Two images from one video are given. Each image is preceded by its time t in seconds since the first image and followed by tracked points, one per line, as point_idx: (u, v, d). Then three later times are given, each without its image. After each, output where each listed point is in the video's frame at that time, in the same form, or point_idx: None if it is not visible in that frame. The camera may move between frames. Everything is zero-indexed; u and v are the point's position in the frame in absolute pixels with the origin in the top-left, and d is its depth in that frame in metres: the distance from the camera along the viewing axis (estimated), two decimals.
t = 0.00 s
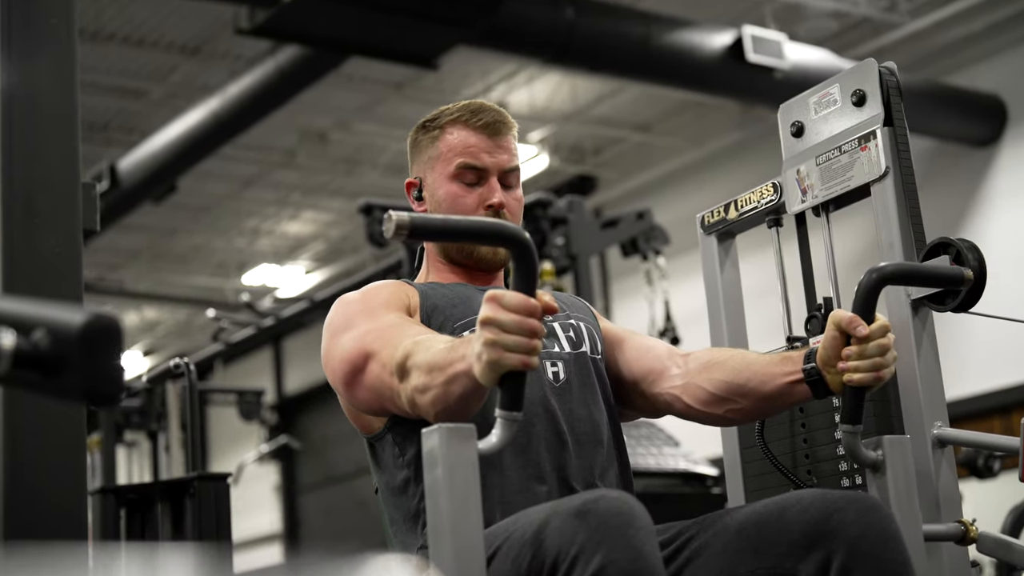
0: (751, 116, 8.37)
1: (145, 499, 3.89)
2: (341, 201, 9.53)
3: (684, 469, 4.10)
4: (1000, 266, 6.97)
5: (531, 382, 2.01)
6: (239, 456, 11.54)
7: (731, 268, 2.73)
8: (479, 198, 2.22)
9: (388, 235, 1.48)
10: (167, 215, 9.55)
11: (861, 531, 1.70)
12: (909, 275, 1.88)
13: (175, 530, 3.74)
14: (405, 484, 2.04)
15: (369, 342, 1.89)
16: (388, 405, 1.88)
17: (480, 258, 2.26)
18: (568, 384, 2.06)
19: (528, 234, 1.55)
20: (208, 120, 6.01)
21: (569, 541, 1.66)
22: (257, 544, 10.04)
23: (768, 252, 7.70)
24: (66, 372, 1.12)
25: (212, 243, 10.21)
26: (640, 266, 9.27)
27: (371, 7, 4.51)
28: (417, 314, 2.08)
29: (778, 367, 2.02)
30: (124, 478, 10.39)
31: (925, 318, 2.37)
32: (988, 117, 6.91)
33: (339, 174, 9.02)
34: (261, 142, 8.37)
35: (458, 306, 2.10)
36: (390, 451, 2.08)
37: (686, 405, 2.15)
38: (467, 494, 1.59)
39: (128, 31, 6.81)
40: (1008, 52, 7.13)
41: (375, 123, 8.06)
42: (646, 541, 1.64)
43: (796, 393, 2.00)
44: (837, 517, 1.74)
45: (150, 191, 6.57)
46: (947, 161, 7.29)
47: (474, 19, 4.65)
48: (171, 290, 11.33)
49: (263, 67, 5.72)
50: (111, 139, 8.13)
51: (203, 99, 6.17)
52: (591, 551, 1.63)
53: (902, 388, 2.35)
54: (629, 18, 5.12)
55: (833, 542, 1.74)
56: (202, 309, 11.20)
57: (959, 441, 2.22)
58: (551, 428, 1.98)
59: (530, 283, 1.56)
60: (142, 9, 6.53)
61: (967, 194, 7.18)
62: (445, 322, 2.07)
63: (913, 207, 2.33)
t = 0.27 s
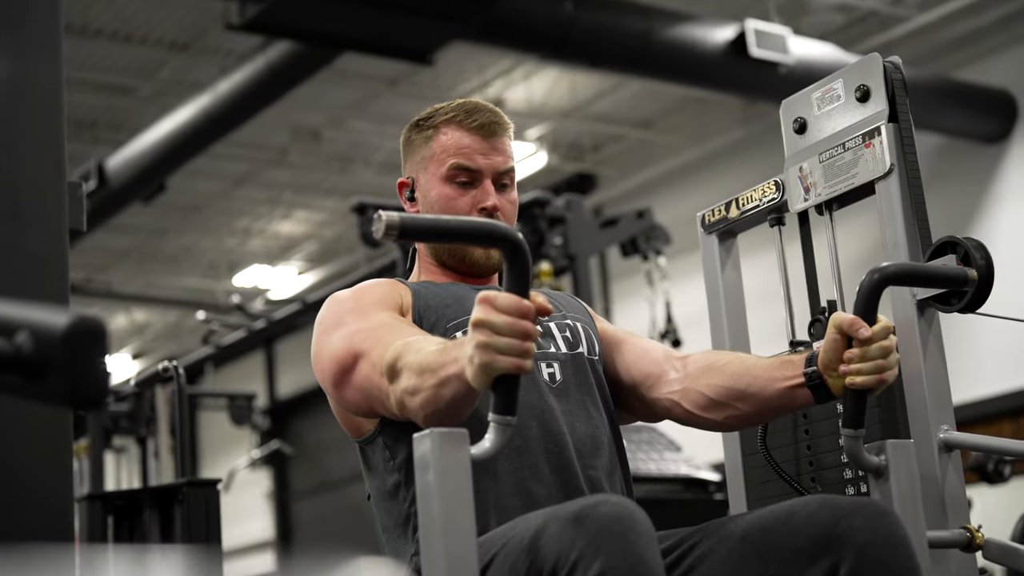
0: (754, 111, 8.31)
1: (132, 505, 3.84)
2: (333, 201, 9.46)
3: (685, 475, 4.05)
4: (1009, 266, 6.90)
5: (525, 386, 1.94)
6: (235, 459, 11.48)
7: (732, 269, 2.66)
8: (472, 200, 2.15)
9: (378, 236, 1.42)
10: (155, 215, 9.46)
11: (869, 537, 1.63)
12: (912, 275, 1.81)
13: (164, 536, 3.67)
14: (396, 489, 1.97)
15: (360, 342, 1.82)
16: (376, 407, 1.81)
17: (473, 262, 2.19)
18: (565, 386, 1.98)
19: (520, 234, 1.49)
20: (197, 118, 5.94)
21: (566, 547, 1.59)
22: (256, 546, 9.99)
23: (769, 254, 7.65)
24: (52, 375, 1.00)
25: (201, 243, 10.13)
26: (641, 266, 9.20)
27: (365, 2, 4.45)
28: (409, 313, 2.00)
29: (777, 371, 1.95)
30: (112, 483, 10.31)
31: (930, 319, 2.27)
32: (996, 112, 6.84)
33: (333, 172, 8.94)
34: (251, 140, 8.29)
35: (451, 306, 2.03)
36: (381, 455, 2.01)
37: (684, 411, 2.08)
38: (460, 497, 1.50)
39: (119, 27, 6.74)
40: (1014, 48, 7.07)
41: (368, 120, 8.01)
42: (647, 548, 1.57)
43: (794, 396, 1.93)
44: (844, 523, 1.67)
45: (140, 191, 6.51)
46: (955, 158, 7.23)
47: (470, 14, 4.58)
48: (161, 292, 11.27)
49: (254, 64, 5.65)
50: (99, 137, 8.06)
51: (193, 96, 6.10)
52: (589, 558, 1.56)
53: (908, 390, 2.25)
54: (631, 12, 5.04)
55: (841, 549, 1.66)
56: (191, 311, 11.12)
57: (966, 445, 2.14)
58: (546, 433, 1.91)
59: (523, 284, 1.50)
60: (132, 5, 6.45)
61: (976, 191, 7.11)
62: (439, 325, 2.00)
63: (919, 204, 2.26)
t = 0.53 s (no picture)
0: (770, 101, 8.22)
1: (137, 505, 3.82)
2: (338, 193, 9.39)
3: (703, 475, 3.97)
4: None
5: (535, 378, 1.86)
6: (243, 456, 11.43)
7: (747, 262, 2.58)
8: (478, 194, 2.08)
9: (380, 229, 1.34)
10: (155, 210, 9.40)
11: (892, 537, 1.56)
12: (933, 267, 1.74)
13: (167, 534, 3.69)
14: (404, 487, 1.90)
15: (363, 337, 1.75)
16: (380, 405, 1.73)
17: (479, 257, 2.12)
18: (577, 378, 1.91)
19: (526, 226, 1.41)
20: (198, 109, 5.88)
21: (578, 547, 1.51)
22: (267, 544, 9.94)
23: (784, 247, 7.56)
24: (47, 372, 0.89)
25: (203, 237, 10.07)
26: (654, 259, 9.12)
27: None
28: (414, 307, 1.93)
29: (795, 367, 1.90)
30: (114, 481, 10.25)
31: (953, 313, 2.17)
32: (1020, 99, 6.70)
33: (338, 165, 8.87)
34: (254, 132, 8.22)
35: (457, 298, 1.96)
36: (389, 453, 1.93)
37: (695, 405, 1.99)
38: (467, 497, 1.42)
39: (118, 17, 6.68)
40: None
41: (374, 111, 7.94)
42: (660, 549, 1.50)
43: (814, 393, 1.87)
44: (865, 522, 1.59)
45: (140, 183, 6.46)
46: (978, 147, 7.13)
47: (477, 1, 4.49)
48: (164, 288, 11.23)
49: (256, 53, 5.57)
50: (98, 129, 8.02)
51: (193, 87, 6.03)
52: (602, 557, 1.49)
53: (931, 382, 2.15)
54: None
55: (862, 549, 1.59)
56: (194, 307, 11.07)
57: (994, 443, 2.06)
58: (556, 430, 1.83)
59: (529, 276, 1.42)
60: None
61: (996, 180, 7.01)
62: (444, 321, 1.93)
63: (938, 193, 2.18)
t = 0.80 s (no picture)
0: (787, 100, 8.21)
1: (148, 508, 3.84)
2: (353, 195, 9.40)
3: (717, 474, 3.94)
4: None
5: (547, 378, 1.84)
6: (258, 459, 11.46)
7: (761, 258, 2.55)
8: (493, 194, 2.06)
9: (389, 228, 1.34)
10: (169, 213, 9.44)
11: (903, 533, 1.54)
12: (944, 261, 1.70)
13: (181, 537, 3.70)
14: (417, 488, 1.88)
15: (373, 339, 1.73)
16: (390, 407, 1.71)
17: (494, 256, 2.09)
18: (588, 380, 1.89)
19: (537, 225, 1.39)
20: (213, 112, 5.90)
21: (590, 542, 1.50)
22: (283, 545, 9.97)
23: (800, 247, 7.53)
24: (54, 371, 0.80)
25: (217, 241, 10.11)
26: (670, 260, 9.09)
27: None
28: (427, 308, 1.91)
29: (805, 363, 1.87)
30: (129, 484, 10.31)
31: (966, 308, 2.14)
32: None
33: (353, 168, 8.88)
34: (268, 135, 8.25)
35: (470, 299, 1.94)
36: (402, 453, 1.92)
37: (712, 406, 1.97)
38: (480, 495, 1.41)
39: (132, 20, 6.71)
40: None
41: (388, 114, 7.96)
42: (673, 544, 1.47)
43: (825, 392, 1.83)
44: (877, 518, 1.58)
45: (154, 186, 6.49)
46: (999, 145, 7.08)
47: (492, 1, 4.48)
48: (178, 291, 11.29)
49: (270, 55, 5.60)
50: (113, 133, 8.08)
51: (208, 90, 6.06)
52: (613, 554, 1.47)
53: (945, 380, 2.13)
54: None
55: (874, 545, 1.57)
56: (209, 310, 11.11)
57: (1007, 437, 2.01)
58: (569, 431, 1.81)
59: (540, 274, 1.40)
60: None
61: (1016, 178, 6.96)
62: (453, 321, 1.91)
63: (953, 189, 2.15)
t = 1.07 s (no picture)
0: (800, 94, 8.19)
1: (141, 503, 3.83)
2: (359, 186, 9.37)
3: (724, 471, 3.89)
4: None
5: (551, 378, 1.78)
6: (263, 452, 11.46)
7: (770, 253, 2.50)
8: (503, 189, 1.96)
9: (375, 226, 1.31)
10: (173, 204, 9.43)
11: (911, 531, 1.49)
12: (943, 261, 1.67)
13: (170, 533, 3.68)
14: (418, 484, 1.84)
15: (357, 352, 1.69)
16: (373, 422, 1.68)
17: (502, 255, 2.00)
18: (595, 380, 1.82)
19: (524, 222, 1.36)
20: (217, 101, 5.88)
21: (592, 539, 1.44)
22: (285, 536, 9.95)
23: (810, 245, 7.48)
24: (49, 361, 0.76)
25: (221, 232, 10.08)
26: (679, 254, 9.04)
27: None
28: (426, 308, 1.85)
29: (799, 373, 1.86)
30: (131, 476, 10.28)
31: (977, 303, 2.09)
32: None
33: (359, 157, 8.87)
34: (273, 125, 8.22)
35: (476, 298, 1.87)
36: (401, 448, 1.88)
37: (716, 425, 1.95)
38: (468, 495, 1.37)
39: (135, 7, 6.69)
40: None
41: (396, 104, 7.95)
42: (676, 541, 1.42)
43: (818, 398, 1.84)
44: (885, 516, 1.53)
45: (157, 176, 6.47)
46: (1012, 139, 7.01)
47: None
48: (181, 283, 11.29)
49: (275, 44, 5.57)
50: (116, 122, 8.08)
51: (212, 78, 6.04)
52: (615, 551, 1.42)
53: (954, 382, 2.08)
54: None
55: (882, 542, 1.53)
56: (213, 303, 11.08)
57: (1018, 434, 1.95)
58: (573, 432, 1.75)
59: (528, 272, 1.37)
60: None
61: None
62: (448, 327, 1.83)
63: (965, 183, 2.09)
